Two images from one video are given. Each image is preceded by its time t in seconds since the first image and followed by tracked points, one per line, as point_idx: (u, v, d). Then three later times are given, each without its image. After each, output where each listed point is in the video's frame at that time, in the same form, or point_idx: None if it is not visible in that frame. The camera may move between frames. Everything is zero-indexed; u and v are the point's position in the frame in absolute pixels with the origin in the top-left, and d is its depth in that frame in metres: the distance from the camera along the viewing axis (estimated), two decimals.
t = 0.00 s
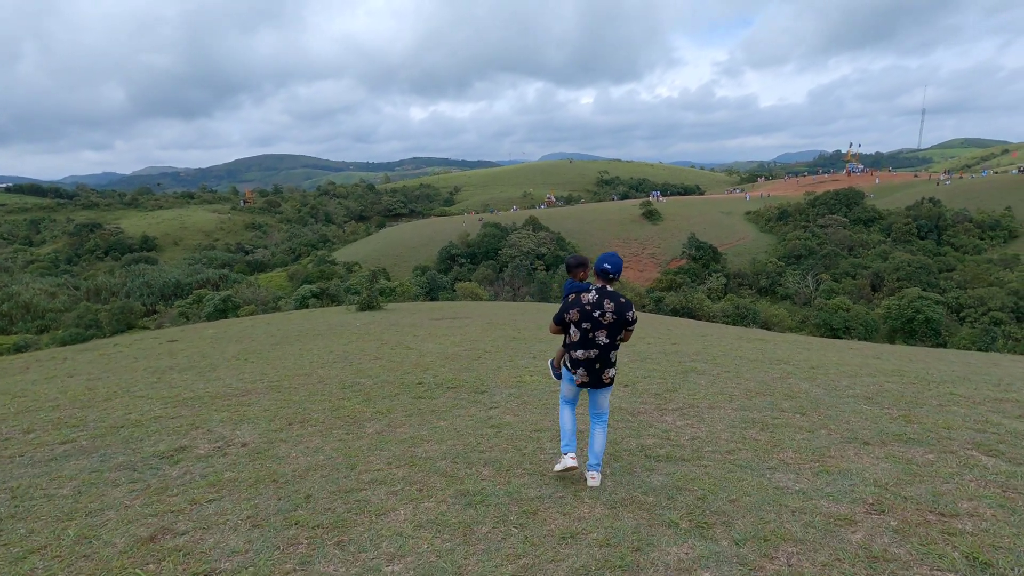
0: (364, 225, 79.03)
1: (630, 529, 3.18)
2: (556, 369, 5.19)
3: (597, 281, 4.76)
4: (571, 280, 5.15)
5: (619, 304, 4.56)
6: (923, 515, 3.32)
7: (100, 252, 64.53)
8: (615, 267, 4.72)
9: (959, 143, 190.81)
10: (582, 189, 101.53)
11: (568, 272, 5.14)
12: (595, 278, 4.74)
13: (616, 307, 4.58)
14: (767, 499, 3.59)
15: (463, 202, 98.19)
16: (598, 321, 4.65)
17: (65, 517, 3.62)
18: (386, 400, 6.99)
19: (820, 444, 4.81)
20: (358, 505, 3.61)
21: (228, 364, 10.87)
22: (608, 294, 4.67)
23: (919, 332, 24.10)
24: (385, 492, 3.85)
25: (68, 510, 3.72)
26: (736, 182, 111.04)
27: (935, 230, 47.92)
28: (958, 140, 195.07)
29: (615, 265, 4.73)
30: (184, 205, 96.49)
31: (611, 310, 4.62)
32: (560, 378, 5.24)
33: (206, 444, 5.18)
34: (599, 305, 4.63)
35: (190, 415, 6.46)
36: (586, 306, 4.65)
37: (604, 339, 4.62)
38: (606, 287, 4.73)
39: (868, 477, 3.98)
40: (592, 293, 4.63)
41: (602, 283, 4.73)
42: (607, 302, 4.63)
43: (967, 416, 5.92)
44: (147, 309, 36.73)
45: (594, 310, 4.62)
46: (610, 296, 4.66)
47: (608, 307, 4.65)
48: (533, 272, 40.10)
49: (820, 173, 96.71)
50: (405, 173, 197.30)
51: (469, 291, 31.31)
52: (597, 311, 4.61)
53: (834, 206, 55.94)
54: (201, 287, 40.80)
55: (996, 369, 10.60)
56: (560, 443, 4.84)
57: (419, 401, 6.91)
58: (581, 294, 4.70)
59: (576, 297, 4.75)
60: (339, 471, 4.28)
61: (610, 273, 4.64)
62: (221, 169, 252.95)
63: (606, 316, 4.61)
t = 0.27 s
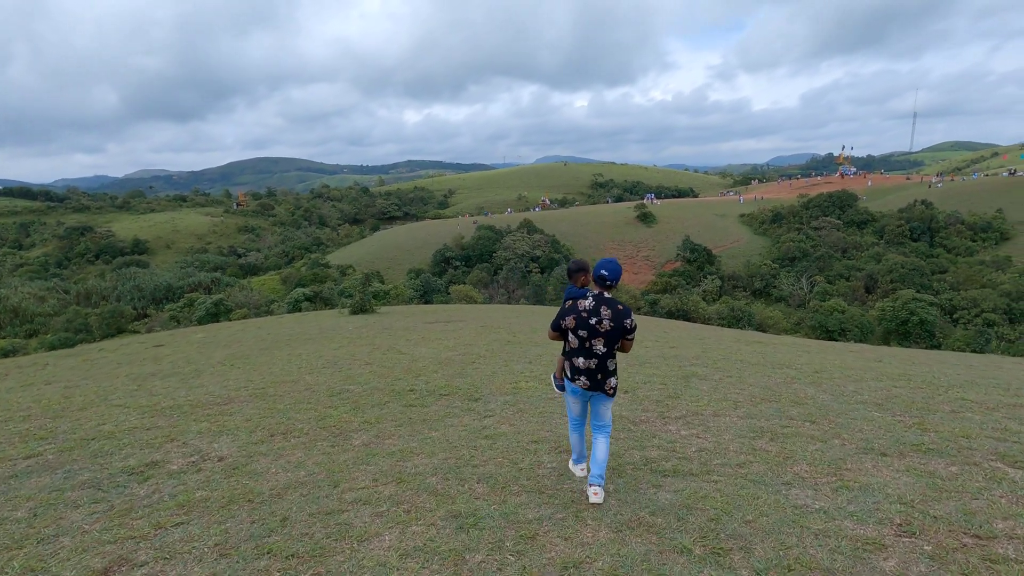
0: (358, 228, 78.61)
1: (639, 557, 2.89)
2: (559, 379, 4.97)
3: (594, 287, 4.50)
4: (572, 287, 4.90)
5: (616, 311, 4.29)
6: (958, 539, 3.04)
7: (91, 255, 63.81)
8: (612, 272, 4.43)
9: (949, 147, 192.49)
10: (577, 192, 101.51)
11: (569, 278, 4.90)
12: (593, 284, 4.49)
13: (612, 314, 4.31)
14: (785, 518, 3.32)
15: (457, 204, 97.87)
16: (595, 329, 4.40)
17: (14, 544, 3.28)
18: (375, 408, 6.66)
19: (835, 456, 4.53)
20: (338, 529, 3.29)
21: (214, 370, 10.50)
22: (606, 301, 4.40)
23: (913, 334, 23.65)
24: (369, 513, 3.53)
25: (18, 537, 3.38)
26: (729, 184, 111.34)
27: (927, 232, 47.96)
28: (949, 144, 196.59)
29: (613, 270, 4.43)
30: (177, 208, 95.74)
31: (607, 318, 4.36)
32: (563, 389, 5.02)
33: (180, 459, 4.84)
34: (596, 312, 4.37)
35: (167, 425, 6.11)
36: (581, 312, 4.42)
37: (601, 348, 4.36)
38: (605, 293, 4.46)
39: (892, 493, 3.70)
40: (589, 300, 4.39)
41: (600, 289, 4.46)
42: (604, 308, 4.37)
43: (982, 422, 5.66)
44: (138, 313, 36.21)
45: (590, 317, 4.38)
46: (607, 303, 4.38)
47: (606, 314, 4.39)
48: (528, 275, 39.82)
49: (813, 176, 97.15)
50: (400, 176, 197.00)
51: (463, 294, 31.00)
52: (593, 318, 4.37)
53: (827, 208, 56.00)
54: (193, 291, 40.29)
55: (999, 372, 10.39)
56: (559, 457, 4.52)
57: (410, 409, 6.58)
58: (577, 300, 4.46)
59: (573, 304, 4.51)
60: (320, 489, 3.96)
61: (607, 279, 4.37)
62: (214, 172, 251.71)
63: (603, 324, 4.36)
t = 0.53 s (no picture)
0: (351, 233, 78.04)
1: None
2: (555, 381, 4.91)
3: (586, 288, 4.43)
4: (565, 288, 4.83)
5: (609, 312, 4.23)
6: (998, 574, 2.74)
7: (79, 260, 62.94)
8: (605, 271, 4.34)
9: (938, 151, 194.21)
10: (570, 196, 101.45)
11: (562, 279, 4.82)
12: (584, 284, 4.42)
13: (606, 316, 4.26)
14: (805, 549, 3.00)
15: (451, 209, 97.56)
16: (588, 330, 4.33)
17: None
18: (359, 420, 6.30)
19: (849, 472, 4.22)
20: (307, 565, 2.97)
21: (195, 379, 10.10)
22: (598, 301, 4.33)
23: (906, 338, 23.47)
24: (342, 545, 3.19)
25: None
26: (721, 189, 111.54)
27: (919, 236, 47.94)
28: (937, 148, 198.56)
29: (605, 269, 4.35)
30: (167, 213, 94.81)
31: (601, 319, 4.29)
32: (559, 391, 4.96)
33: (142, 479, 4.47)
34: (588, 313, 4.31)
35: (135, 440, 5.74)
36: (574, 314, 4.35)
37: (595, 350, 4.28)
38: (598, 293, 4.39)
39: (916, 515, 3.39)
40: (580, 301, 4.32)
41: (592, 290, 4.39)
42: (597, 310, 4.31)
43: (998, 433, 5.39)
44: (126, 319, 35.60)
45: (583, 318, 4.32)
46: (600, 305, 4.31)
47: (598, 315, 4.32)
48: (521, 280, 39.52)
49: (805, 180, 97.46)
50: (393, 182, 196.74)
51: (456, 299, 30.64)
52: (586, 320, 4.30)
53: (819, 212, 56.15)
54: (183, 296, 39.70)
55: (1002, 378, 10.15)
56: (554, 477, 4.19)
57: (396, 421, 6.22)
58: (570, 302, 4.38)
59: (565, 306, 4.44)
60: (289, 515, 3.61)
61: (599, 278, 4.30)
62: (206, 177, 250.04)
63: (596, 325, 4.29)
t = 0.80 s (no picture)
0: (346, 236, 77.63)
1: None
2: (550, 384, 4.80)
3: (588, 288, 4.36)
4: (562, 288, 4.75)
5: (612, 313, 4.17)
6: None
7: (72, 264, 62.34)
8: (609, 271, 4.27)
9: (931, 154, 195.20)
10: (566, 199, 101.36)
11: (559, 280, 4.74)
12: (587, 284, 4.35)
13: (609, 316, 4.19)
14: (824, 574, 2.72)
15: (446, 212, 97.31)
16: (590, 331, 4.25)
17: None
18: (343, 429, 5.98)
19: (863, 484, 3.94)
20: None
21: (177, 385, 9.74)
22: (601, 302, 4.26)
23: (902, 340, 23.32)
24: (312, 573, 2.89)
25: None
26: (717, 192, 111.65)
27: (913, 238, 47.98)
28: (930, 151, 199.81)
29: (609, 269, 4.29)
30: (161, 216, 94.17)
31: (603, 320, 4.23)
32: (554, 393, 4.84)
33: (104, 495, 4.14)
34: (591, 313, 4.23)
35: (104, 450, 5.41)
36: (576, 314, 4.27)
37: (597, 351, 4.21)
38: (600, 294, 4.32)
39: (941, 534, 3.12)
40: (583, 301, 4.23)
41: (594, 290, 4.33)
42: (600, 310, 4.23)
43: (1015, 440, 5.14)
44: (117, 323, 35.11)
45: (585, 319, 4.23)
46: (603, 306, 4.24)
47: (601, 315, 4.25)
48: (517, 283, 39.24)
49: (800, 183, 97.64)
50: (388, 185, 196.13)
51: (451, 302, 30.34)
52: (588, 320, 4.22)
53: (814, 215, 56.12)
54: (176, 300, 39.26)
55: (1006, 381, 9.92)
56: (548, 491, 3.89)
57: (382, 429, 5.90)
58: (572, 302, 4.29)
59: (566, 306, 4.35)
60: (258, 536, 3.30)
61: (602, 278, 4.24)
62: (201, 180, 249.00)
63: (598, 325, 4.21)
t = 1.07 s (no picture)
0: (341, 237, 77.08)
1: None
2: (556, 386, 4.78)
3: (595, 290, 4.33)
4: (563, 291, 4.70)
5: (623, 315, 4.14)
6: None
7: (62, 266, 61.61)
8: (615, 273, 4.26)
9: (924, 156, 196.00)
10: (561, 201, 101.12)
11: (559, 283, 4.69)
12: (592, 288, 4.31)
13: (620, 319, 4.17)
14: None
15: (442, 213, 96.92)
16: (600, 334, 4.22)
17: None
18: (327, 439, 5.62)
19: (888, 504, 3.62)
20: None
21: (158, 391, 9.34)
22: (609, 304, 4.24)
23: (898, 341, 23.12)
24: None
25: None
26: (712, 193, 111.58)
27: (908, 240, 47.96)
28: (921, 153, 200.89)
29: (615, 271, 4.28)
30: (154, 218, 93.29)
31: (613, 322, 4.21)
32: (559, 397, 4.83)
33: (59, 517, 3.78)
34: (600, 316, 4.19)
35: (67, 465, 5.04)
36: (586, 319, 4.22)
37: (608, 354, 4.21)
38: (607, 296, 4.30)
39: (981, 565, 2.81)
40: (591, 305, 4.19)
41: (602, 293, 4.29)
42: (610, 313, 4.21)
43: None
44: (107, 325, 34.56)
45: (596, 322, 4.19)
46: (612, 308, 4.22)
47: (610, 318, 4.23)
48: (512, 285, 38.89)
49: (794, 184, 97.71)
50: (383, 186, 195.25)
51: (446, 304, 29.97)
52: (598, 324, 4.19)
53: (809, 216, 56.04)
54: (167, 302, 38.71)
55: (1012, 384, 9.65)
56: (546, 512, 3.57)
57: (367, 440, 5.55)
58: (580, 306, 4.25)
59: (575, 310, 4.30)
60: (220, 570, 2.96)
61: (609, 280, 4.21)
62: (195, 182, 247.53)
63: (608, 329, 4.19)
